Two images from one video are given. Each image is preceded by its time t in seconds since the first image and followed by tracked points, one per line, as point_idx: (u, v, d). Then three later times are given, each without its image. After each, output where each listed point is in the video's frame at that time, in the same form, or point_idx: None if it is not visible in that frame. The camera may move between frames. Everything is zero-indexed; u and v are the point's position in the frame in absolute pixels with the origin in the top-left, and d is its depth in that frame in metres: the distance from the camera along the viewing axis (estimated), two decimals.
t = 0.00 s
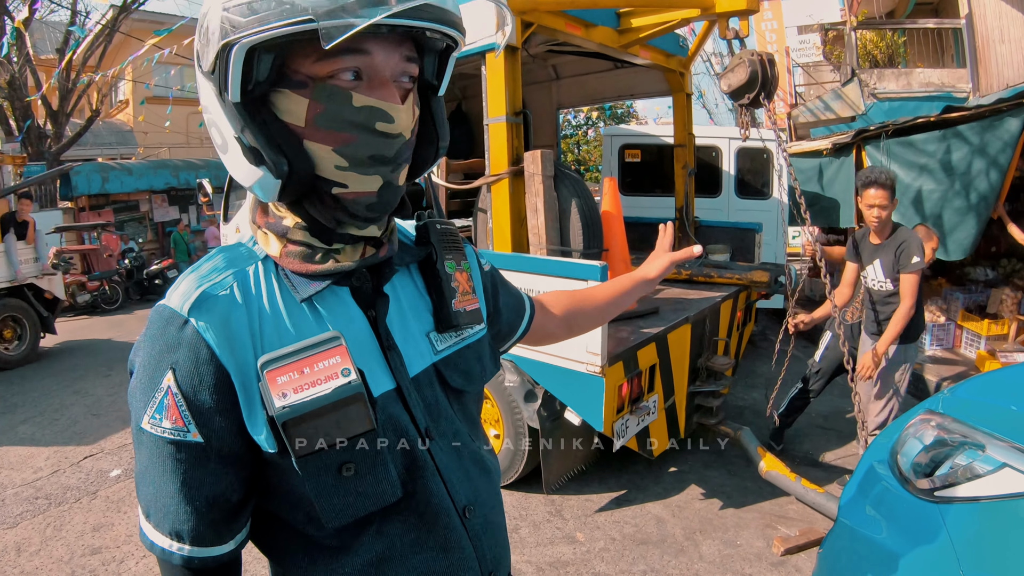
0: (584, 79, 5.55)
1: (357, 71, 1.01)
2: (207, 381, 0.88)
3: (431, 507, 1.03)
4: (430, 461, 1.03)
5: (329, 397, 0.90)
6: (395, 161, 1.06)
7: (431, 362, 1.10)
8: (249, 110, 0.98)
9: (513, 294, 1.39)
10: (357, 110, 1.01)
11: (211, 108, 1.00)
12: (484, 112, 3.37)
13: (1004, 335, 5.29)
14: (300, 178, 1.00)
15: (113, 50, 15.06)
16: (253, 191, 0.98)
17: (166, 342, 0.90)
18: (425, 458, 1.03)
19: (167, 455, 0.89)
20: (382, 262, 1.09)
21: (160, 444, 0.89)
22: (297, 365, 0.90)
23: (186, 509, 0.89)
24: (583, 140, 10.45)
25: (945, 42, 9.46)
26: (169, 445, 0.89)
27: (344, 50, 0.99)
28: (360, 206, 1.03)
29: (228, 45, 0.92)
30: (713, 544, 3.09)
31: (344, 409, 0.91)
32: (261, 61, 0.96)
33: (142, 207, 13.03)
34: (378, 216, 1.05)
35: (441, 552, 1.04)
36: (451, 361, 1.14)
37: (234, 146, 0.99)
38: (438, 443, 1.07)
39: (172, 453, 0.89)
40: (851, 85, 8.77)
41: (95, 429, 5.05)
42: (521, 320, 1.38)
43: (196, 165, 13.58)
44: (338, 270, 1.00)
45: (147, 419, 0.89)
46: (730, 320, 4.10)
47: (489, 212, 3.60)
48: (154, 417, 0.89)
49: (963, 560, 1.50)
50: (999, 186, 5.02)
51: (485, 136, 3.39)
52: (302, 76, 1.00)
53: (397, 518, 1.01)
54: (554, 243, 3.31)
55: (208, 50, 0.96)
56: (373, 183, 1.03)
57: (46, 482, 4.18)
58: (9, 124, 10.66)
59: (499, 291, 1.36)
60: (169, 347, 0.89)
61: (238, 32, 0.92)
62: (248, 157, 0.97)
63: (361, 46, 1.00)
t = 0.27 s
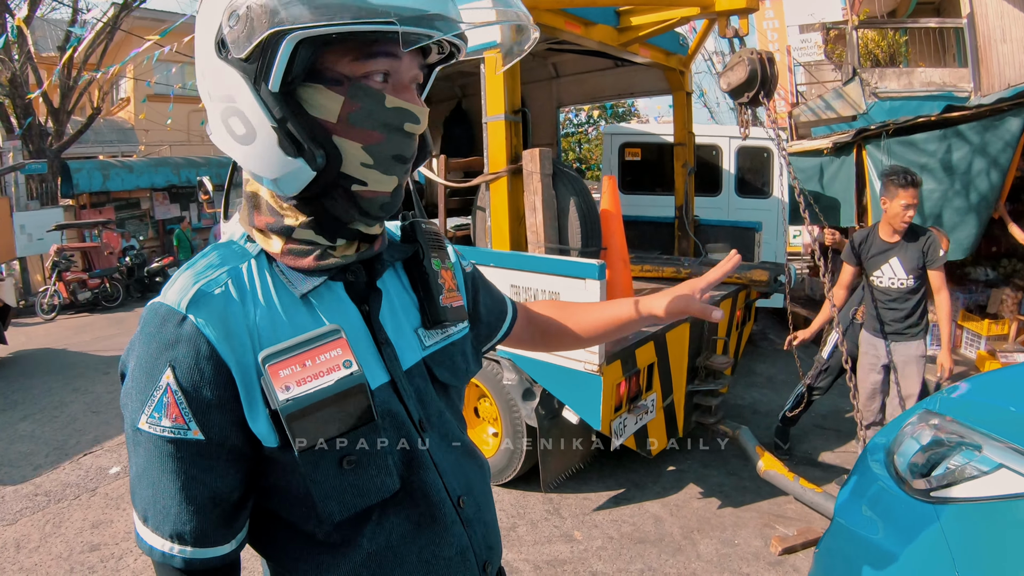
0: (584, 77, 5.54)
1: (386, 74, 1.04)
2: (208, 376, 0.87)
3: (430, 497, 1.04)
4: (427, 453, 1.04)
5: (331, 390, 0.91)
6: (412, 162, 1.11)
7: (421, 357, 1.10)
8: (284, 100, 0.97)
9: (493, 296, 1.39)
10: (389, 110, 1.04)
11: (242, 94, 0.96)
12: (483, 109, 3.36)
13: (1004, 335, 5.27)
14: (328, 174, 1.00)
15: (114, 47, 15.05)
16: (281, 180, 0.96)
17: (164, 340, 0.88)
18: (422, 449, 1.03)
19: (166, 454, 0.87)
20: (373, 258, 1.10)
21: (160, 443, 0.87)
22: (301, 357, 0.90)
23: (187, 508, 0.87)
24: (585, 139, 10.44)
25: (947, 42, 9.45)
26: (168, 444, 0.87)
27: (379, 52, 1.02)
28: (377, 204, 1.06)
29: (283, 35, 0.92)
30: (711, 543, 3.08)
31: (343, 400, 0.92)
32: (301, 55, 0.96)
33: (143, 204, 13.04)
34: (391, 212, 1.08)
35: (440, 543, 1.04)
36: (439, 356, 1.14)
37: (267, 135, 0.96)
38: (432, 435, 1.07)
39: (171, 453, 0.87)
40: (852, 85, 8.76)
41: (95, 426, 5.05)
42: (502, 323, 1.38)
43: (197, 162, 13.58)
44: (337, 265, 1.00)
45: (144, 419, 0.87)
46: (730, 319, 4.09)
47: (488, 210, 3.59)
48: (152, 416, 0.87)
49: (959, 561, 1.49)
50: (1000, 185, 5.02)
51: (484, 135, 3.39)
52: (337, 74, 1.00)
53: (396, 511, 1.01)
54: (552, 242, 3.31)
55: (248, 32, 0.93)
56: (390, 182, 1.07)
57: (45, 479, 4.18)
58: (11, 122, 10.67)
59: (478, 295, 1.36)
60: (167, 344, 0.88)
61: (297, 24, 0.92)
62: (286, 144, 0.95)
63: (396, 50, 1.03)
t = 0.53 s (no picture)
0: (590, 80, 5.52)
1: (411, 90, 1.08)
2: (197, 400, 0.87)
3: (423, 509, 1.04)
4: (418, 467, 1.04)
5: (324, 410, 0.91)
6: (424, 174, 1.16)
7: (411, 370, 1.10)
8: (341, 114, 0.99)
9: (479, 295, 1.40)
10: (417, 124, 1.08)
11: (301, 100, 0.95)
12: (486, 114, 3.36)
13: (1010, 341, 5.21)
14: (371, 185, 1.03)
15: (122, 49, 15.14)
16: (335, 193, 0.99)
17: (154, 364, 0.87)
18: (414, 463, 1.04)
19: (158, 478, 0.87)
20: (364, 271, 1.10)
21: (151, 467, 0.87)
22: (291, 381, 0.91)
23: (181, 532, 0.87)
24: (591, 141, 10.44)
25: (954, 45, 9.40)
26: (159, 468, 0.87)
27: (411, 69, 1.06)
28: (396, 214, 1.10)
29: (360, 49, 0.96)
30: (713, 550, 3.07)
31: (335, 420, 0.92)
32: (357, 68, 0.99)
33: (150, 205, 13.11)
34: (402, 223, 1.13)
35: (432, 558, 1.04)
36: (430, 367, 1.14)
37: (329, 145, 0.97)
38: (423, 448, 1.08)
39: (162, 477, 0.87)
40: (859, 87, 8.73)
41: (100, 427, 5.07)
42: (487, 323, 1.39)
43: (203, 164, 13.64)
44: (331, 280, 1.00)
45: (136, 444, 0.87)
46: (734, 325, 4.08)
47: (491, 215, 3.59)
48: (143, 440, 0.87)
49: None
50: (1007, 190, 4.95)
51: (487, 139, 3.39)
52: (377, 88, 1.03)
53: (389, 526, 1.02)
54: (555, 247, 3.29)
55: (320, 45, 0.95)
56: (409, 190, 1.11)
57: (50, 480, 4.20)
58: (20, 123, 10.75)
59: (465, 296, 1.36)
60: (156, 368, 0.87)
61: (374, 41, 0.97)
62: (350, 157, 0.98)
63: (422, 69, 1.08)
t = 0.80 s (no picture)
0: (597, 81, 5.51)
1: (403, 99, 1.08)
2: (187, 403, 0.87)
3: (412, 513, 1.05)
4: (408, 471, 1.05)
5: (312, 416, 0.91)
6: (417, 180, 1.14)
7: (405, 372, 1.10)
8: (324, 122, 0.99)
9: (481, 278, 1.39)
10: (407, 131, 1.06)
11: (283, 108, 0.95)
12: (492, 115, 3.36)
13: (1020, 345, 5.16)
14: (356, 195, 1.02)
15: (133, 49, 15.24)
16: (317, 201, 0.99)
17: (146, 367, 0.88)
18: (404, 467, 1.04)
19: (148, 480, 0.87)
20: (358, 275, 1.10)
21: (141, 469, 0.87)
22: (280, 386, 0.90)
23: (170, 533, 0.88)
24: (600, 142, 10.42)
25: (965, 46, 9.32)
26: (149, 470, 0.87)
27: (399, 78, 1.05)
28: (383, 220, 1.07)
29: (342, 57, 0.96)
30: (717, 554, 3.06)
31: (324, 426, 0.91)
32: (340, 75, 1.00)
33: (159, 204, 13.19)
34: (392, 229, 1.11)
35: (422, 562, 1.05)
36: (423, 370, 1.14)
37: (312, 151, 0.97)
38: (414, 453, 1.07)
39: (152, 479, 0.87)
40: (869, 89, 8.66)
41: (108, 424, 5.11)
42: (486, 306, 1.38)
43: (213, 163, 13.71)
44: (323, 285, 1.01)
45: (127, 445, 0.88)
46: (741, 327, 4.06)
47: (497, 216, 3.60)
48: (135, 441, 0.88)
49: None
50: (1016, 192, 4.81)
51: (493, 140, 3.39)
52: (365, 95, 1.02)
53: (379, 530, 1.02)
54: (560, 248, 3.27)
55: (301, 51, 0.94)
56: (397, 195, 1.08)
57: (57, 476, 4.24)
58: (31, 123, 10.84)
59: (463, 281, 1.35)
60: (148, 371, 0.88)
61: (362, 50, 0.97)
62: (331, 167, 0.98)
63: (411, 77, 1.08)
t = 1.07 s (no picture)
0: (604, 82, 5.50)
1: (361, 102, 1.05)
2: (179, 396, 0.89)
3: (400, 511, 1.06)
4: (397, 469, 1.05)
5: (298, 411, 0.93)
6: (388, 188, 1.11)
7: (399, 372, 1.11)
8: (259, 130, 0.99)
9: (478, 288, 1.40)
10: (364, 138, 1.05)
11: (218, 120, 0.97)
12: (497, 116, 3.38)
13: None
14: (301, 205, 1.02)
15: (143, 49, 15.35)
16: (256, 208, 0.98)
17: (141, 360, 0.91)
18: (392, 465, 1.05)
19: (141, 469, 0.90)
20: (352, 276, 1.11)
21: (134, 458, 0.90)
22: (268, 380, 0.92)
23: (161, 520, 0.90)
24: (608, 143, 10.41)
25: (975, 47, 9.26)
26: (142, 459, 0.90)
27: (352, 82, 1.03)
28: (352, 227, 1.07)
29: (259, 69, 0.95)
30: (720, 556, 3.05)
31: (310, 420, 0.93)
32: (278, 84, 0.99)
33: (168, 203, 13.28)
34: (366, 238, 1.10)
35: (408, 558, 1.06)
36: (418, 370, 1.15)
37: (244, 164, 0.97)
38: (405, 451, 1.09)
39: (145, 468, 0.90)
40: (878, 90, 8.61)
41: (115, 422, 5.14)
42: (486, 312, 1.39)
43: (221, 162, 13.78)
44: (312, 285, 1.02)
45: (122, 434, 0.90)
46: (746, 329, 4.05)
47: (502, 216, 3.60)
48: (129, 431, 0.90)
49: None
50: None
51: (498, 141, 3.41)
52: (313, 103, 1.02)
53: (367, 526, 1.04)
54: (565, 249, 3.28)
55: (224, 63, 0.95)
56: (365, 207, 1.07)
57: (65, 473, 4.27)
58: (42, 122, 10.94)
59: (463, 287, 1.36)
60: (143, 364, 0.90)
61: (271, 59, 0.94)
62: (260, 176, 0.97)
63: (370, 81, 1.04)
